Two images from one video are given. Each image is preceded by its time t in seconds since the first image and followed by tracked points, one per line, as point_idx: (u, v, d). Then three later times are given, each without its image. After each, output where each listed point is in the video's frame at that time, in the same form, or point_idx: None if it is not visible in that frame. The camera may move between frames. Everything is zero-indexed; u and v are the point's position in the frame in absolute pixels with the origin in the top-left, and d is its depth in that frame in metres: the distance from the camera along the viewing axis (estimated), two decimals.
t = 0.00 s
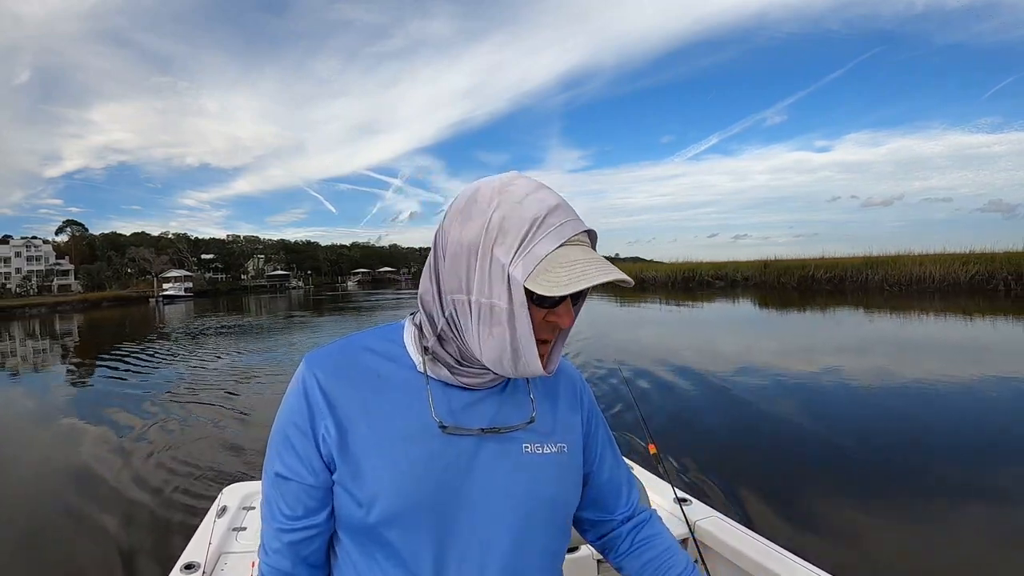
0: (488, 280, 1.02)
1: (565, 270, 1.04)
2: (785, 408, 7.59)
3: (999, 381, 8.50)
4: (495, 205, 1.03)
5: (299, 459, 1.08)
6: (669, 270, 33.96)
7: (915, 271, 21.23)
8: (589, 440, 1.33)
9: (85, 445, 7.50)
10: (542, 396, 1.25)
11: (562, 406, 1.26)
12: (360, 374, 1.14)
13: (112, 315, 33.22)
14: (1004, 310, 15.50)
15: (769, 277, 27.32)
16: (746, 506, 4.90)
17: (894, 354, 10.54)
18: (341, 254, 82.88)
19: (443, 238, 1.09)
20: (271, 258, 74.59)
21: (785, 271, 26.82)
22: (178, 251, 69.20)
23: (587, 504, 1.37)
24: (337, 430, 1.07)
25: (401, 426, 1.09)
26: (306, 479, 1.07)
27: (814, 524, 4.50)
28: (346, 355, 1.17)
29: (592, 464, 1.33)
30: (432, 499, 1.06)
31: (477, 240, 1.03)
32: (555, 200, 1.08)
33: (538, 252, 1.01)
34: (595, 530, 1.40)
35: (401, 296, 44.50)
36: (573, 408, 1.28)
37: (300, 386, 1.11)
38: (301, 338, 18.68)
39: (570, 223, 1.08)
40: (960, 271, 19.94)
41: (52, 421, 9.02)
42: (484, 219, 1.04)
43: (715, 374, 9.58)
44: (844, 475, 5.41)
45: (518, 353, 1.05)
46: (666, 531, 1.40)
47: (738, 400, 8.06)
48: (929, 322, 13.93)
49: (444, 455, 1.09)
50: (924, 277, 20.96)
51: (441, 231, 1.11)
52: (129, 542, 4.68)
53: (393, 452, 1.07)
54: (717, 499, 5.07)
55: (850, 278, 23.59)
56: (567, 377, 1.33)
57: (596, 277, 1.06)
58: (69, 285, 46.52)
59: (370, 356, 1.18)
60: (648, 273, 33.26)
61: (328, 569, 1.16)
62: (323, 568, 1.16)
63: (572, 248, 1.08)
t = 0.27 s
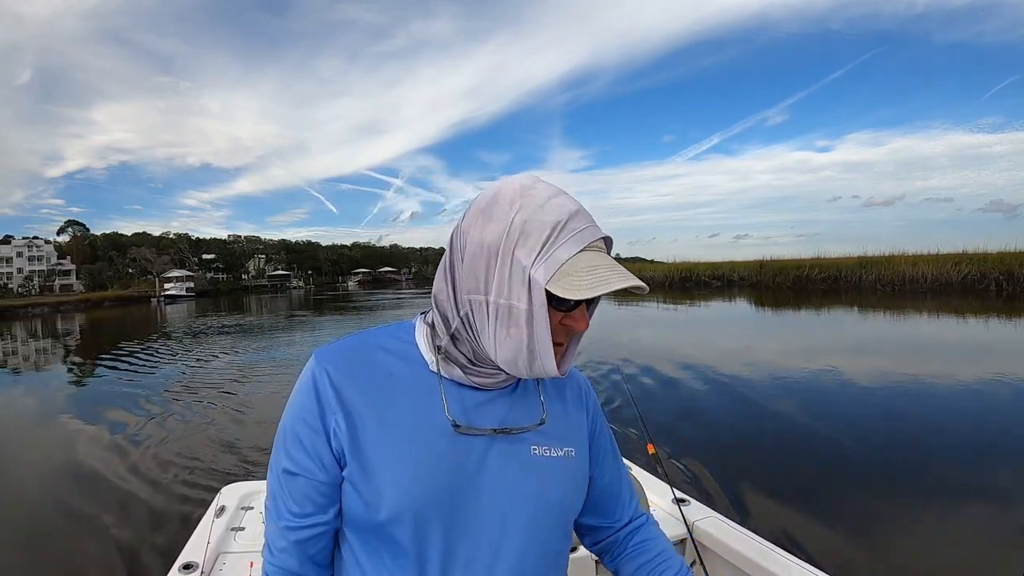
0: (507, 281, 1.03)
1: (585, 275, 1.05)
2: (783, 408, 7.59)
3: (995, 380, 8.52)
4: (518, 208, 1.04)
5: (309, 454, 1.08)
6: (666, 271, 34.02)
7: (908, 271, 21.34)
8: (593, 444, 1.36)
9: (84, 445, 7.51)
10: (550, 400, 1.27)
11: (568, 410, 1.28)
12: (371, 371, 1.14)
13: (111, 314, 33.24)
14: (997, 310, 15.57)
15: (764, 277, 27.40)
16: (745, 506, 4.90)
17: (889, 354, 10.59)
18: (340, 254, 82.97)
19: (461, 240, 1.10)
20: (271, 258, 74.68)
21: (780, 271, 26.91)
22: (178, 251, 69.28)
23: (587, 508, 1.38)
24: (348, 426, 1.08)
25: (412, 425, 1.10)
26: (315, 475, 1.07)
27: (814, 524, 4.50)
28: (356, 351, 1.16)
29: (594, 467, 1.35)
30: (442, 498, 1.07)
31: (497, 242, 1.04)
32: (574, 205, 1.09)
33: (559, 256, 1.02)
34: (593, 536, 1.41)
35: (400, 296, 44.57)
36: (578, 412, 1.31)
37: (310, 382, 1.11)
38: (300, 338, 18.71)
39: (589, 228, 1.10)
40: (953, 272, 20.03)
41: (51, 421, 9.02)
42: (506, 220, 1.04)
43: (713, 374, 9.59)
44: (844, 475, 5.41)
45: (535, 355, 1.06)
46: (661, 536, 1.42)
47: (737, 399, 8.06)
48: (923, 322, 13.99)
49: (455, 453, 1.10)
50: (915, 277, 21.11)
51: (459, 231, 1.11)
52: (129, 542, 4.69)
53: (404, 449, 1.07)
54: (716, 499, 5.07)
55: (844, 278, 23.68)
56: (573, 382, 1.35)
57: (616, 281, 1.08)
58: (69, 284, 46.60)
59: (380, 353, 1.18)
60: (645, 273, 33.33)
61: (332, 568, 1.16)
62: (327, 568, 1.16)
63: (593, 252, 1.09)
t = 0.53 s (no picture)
0: (515, 283, 1.03)
1: (593, 280, 1.06)
2: (783, 407, 7.59)
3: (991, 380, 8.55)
4: (527, 211, 1.04)
5: (313, 453, 1.08)
6: (664, 270, 34.11)
7: (901, 271, 21.51)
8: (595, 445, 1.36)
9: (84, 445, 7.52)
10: (554, 401, 1.28)
11: (570, 410, 1.29)
12: (375, 371, 1.14)
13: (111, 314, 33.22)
14: (991, 309, 15.66)
15: (759, 277, 27.51)
16: (746, 505, 4.89)
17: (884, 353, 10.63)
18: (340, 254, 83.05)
19: (469, 240, 1.10)
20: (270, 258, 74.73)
21: (775, 271, 27.03)
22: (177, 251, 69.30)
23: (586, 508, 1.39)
24: (352, 425, 1.08)
25: (417, 424, 1.10)
26: (320, 475, 1.07)
27: (815, 524, 4.49)
28: (360, 350, 1.17)
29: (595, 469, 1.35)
30: (447, 497, 1.08)
31: (506, 244, 1.04)
32: (583, 209, 1.09)
33: (568, 260, 1.02)
34: (592, 536, 1.42)
35: (398, 296, 44.64)
36: (580, 413, 1.32)
37: (314, 380, 1.11)
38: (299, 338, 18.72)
39: (596, 232, 1.10)
40: (945, 272, 20.19)
41: (51, 421, 9.03)
42: (515, 223, 1.04)
43: (711, 374, 9.60)
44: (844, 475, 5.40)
45: (540, 357, 1.06)
46: (660, 537, 1.42)
47: (736, 399, 8.06)
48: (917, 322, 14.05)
49: (461, 452, 1.11)
50: (908, 277, 21.24)
51: (467, 232, 1.11)
52: (129, 542, 4.69)
53: (409, 448, 1.08)
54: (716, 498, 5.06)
55: (838, 278, 23.83)
56: (576, 384, 1.36)
57: (623, 285, 1.08)
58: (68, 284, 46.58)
59: (385, 353, 1.18)
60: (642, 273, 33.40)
61: (334, 568, 1.16)
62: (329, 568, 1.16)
63: (601, 257, 1.09)
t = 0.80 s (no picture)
0: (516, 283, 1.03)
1: (594, 280, 1.05)
2: (783, 407, 7.59)
3: (987, 380, 8.58)
4: (528, 211, 1.04)
5: (312, 454, 1.07)
6: (661, 270, 34.17)
7: (893, 271, 21.71)
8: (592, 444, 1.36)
9: (84, 445, 7.52)
10: (553, 401, 1.28)
11: (569, 410, 1.29)
12: (376, 372, 1.13)
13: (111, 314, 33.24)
14: (985, 309, 15.72)
15: (754, 277, 27.65)
16: (746, 505, 4.89)
17: (880, 353, 10.66)
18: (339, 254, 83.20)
19: (469, 240, 1.09)
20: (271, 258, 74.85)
21: (770, 271, 27.08)
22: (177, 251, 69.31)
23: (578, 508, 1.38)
24: (352, 425, 1.07)
25: (418, 424, 1.10)
26: (319, 477, 1.06)
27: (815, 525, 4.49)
28: (360, 351, 1.16)
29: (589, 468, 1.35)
30: (447, 498, 1.07)
31: (508, 245, 1.03)
32: (584, 209, 1.09)
33: (569, 261, 1.02)
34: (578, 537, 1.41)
35: (396, 296, 44.75)
36: (580, 413, 1.32)
37: (313, 381, 1.10)
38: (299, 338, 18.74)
39: (597, 232, 1.10)
40: (937, 272, 20.42)
41: (51, 421, 9.03)
42: (516, 222, 1.04)
43: (711, 373, 9.62)
44: (844, 475, 5.40)
45: (542, 358, 1.06)
46: (646, 540, 1.42)
47: (735, 399, 8.07)
48: (912, 321, 14.11)
49: (463, 453, 1.10)
50: (901, 278, 21.32)
51: (467, 231, 1.11)
52: (129, 543, 4.69)
53: (411, 449, 1.08)
54: (717, 498, 5.06)
55: (832, 278, 24.00)
56: (574, 384, 1.36)
57: (624, 286, 1.08)
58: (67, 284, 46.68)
59: (385, 353, 1.18)
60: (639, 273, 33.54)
61: (334, 569, 1.16)
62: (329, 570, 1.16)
63: (603, 258, 1.09)
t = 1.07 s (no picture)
0: (510, 284, 1.03)
1: (589, 281, 1.05)
2: (781, 407, 7.58)
3: (984, 379, 8.59)
4: (522, 211, 1.04)
5: (308, 457, 1.07)
6: (658, 270, 34.21)
7: (887, 271, 21.79)
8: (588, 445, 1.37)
9: (83, 445, 7.52)
10: (550, 401, 1.28)
11: (564, 410, 1.29)
12: (371, 374, 1.14)
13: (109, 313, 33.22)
14: (979, 309, 15.77)
15: (751, 277, 27.69)
16: (745, 505, 4.89)
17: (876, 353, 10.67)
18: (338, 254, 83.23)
19: (464, 240, 1.09)
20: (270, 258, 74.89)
21: (766, 271, 27.13)
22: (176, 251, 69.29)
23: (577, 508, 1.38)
24: (348, 428, 1.07)
25: (413, 426, 1.10)
26: (316, 479, 1.06)
27: (814, 524, 4.49)
28: (355, 353, 1.16)
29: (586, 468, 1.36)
30: (444, 500, 1.07)
31: (501, 245, 1.03)
32: (578, 209, 1.09)
33: (564, 261, 1.02)
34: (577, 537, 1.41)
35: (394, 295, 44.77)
36: (576, 413, 1.32)
37: (308, 384, 1.10)
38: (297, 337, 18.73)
39: (593, 231, 1.10)
40: (931, 271, 20.51)
41: (51, 421, 9.04)
42: (510, 222, 1.04)
43: (709, 373, 9.61)
44: (845, 475, 5.39)
45: (537, 358, 1.06)
46: (644, 539, 1.42)
47: (733, 399, 8.06)
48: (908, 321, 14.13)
49: (459, 454, 1.11)
50: (895, 278, 21.40)
51: (461, 232, 1.11)
52: (128, 542, 4.69)
53: (406, 451, 1.08)
54: (716, 497, 5.05)
55: (828, 278, 24.04)
56: (570, 384, 1.36)
57: (620, 285, 1.08)
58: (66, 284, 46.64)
59: (380, 355, 1.18)
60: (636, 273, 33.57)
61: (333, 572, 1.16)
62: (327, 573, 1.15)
63: (598, 258, 1.09)
